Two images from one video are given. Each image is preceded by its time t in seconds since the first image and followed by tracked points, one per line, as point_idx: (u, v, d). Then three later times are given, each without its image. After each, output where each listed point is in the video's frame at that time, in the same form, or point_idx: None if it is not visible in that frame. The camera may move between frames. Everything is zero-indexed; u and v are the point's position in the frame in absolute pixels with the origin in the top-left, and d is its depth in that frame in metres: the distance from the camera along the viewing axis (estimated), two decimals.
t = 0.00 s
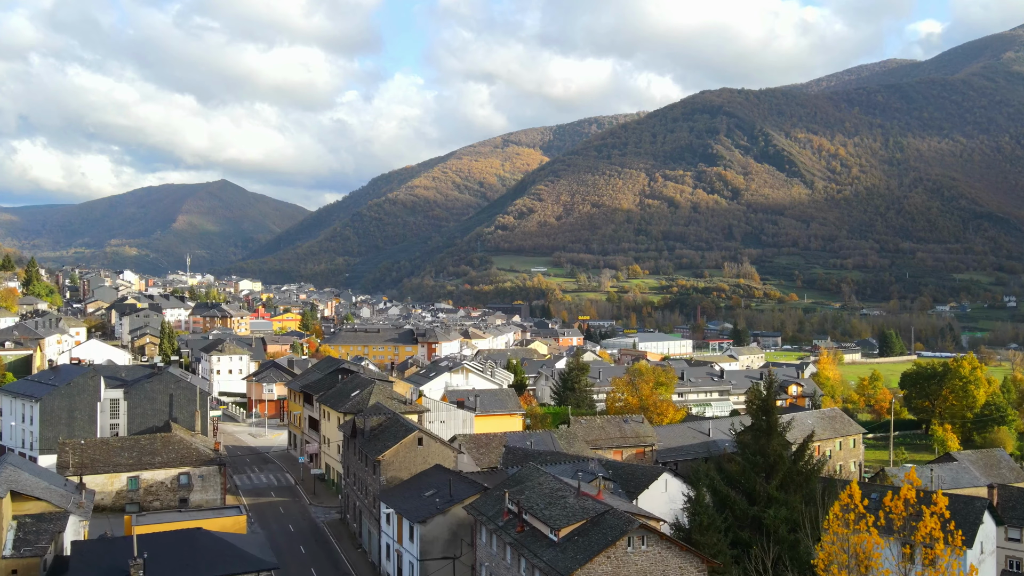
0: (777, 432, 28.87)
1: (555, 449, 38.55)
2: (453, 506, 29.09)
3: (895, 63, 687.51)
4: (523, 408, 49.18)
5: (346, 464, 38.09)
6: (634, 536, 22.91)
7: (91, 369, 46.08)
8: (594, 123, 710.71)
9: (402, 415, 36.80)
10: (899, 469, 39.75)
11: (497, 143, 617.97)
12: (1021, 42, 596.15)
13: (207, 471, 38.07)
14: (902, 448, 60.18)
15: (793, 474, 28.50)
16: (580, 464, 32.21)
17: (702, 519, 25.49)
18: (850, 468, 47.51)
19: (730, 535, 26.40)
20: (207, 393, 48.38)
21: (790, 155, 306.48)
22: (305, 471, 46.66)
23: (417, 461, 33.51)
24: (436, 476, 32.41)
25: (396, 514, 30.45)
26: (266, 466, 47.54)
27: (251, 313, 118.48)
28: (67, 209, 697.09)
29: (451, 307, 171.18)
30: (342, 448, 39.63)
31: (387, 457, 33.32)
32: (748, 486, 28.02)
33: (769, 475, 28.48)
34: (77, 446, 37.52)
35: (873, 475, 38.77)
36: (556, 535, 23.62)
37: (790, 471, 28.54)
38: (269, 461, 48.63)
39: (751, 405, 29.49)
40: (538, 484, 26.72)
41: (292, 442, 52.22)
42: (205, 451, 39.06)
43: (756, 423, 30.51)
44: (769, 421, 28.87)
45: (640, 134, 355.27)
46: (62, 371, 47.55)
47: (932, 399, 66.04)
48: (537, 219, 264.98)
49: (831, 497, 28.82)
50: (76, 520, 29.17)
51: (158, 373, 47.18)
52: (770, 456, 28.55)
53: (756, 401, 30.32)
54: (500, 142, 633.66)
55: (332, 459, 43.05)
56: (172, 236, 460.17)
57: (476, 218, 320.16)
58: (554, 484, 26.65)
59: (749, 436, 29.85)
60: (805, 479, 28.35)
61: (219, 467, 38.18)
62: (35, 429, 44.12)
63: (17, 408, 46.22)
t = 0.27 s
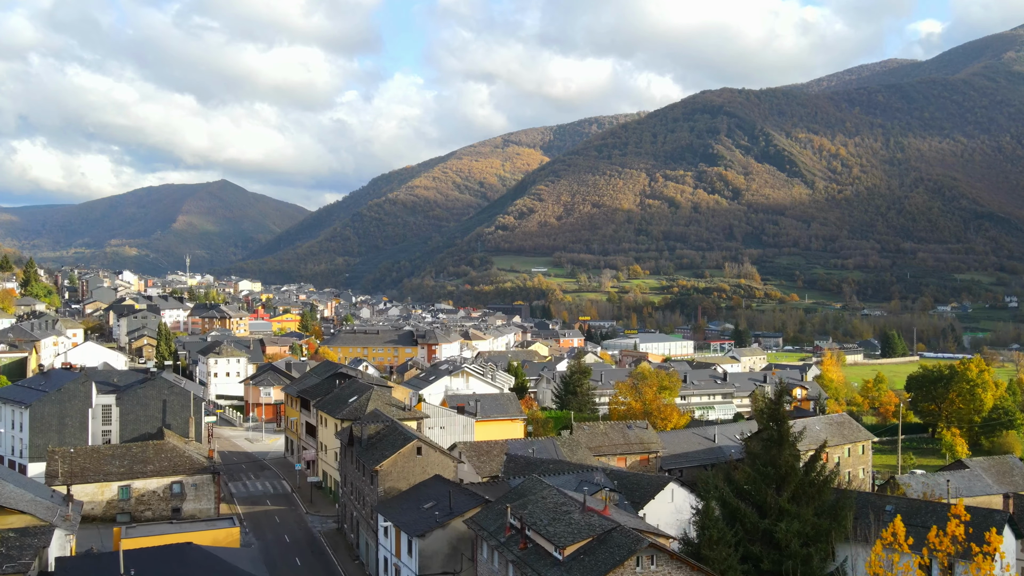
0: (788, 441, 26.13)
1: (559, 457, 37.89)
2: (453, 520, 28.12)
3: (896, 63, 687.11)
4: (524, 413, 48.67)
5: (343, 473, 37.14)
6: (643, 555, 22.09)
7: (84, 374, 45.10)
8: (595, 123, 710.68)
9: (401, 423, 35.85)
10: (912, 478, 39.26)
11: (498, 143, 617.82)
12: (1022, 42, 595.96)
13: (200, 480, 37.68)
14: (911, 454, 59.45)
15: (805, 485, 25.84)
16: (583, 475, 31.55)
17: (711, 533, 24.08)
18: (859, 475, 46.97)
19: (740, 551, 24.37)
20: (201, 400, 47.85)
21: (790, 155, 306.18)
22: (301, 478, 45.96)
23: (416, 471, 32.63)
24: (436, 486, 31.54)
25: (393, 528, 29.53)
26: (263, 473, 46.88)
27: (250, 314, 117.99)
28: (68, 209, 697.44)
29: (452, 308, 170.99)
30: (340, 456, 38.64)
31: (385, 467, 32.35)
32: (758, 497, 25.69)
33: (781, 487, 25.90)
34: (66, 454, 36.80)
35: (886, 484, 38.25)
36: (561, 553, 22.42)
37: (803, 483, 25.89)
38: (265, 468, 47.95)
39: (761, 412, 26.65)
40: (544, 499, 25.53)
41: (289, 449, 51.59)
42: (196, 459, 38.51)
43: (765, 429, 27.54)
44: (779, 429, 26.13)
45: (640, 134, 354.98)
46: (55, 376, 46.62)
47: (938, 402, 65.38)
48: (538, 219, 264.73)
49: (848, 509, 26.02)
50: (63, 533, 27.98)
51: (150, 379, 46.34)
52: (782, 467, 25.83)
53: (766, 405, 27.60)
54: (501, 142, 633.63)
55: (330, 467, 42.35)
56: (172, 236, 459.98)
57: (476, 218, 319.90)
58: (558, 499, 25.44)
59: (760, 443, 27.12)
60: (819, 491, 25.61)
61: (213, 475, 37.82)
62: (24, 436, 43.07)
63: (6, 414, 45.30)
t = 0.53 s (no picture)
0: (800, 453, 25.25)
1: (560, 466, 37.29)
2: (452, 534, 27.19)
3: (896, 62, 686.50)
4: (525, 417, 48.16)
5: (340, 482, 36.47)
6: None
7: (73, 381, 44.40)
8: (595, 123, 710.00)
9: (400, 431, 35.17)
10: (925, 487, 38.81)
11: (498, 143, 617.43)
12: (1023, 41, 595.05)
13: (194, 488, 37.29)
14: (919, 458, 58.92)
15: (818, 498, 24.97)
16: (588, 484, 30.95)
17: (721, 548, 23.32)
18: (869, 482, 46.47)
19: (750, 565, 23.75)
20: (193, 405, 47.08)
21: (791, 155, 305.86)
22: (298, 484, 45.52)
23: (415, 482, 31.97)
24: (435, 496, 30.85)
25: (392, 543, 28.81)
26: (259, 479, 46.43)
27: (249, 315, 117.63)
28: (68, 209, 696.75)
29: (451, 308, 170.75)
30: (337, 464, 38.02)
31: (383, 478, 31.54)
32: (769, 510, 24.84)
33: (793, 499, 25.06)
34: (56, 463, 36.32)
35: (898, 493, 37.84)
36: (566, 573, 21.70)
37: (815, 496, 24.98)
38: (261, 475, 47.50)
39: (773, 423, 25.96)
40: (548, 515, 24.84)
41: (285, 452, 51.16)
42: (189, 466, 38.10)
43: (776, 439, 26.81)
44: (792, 440, 25.26)
45: (641, 134, 354.54)
46: (44, 382, 45.81)
47: (944, 405, 64.91)
48: (538, 219, 264.52)
49: (863, 521, 25.20)
50: (48, 547, 27.35)
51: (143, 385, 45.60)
52: (794, 479, 24.98)
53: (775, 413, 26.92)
54: (501, 142, 633.15)
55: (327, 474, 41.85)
56: (172, 236, 459.54)
57: (476, 218, 319.70)
58: (562, 514, 24.82)
59: (772, 454, 26.21)
60: (832, 504, 24.73)
61: (206, 484, 37.40)
62: (13, 443, 42.36)
63: None
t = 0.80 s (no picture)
0: (813, 465, 23.72)
1: (563, 476, 36.51)
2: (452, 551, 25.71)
3: (897, 62, 685.65)
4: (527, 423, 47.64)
5: (336, 492, 35.42)
6: None
7: (63, 387, 42.98)
8: (595, 123, 709.29)
9: (397, 440, 34.08)
10: (938, 496, 38.25)
11: (498, 142, 616.61)
12: None
13: (186, 499, 36.12)
14: (927, 463, 58.27)
15: (832, 513, 23.45)
16: (591, 498, 30.06)
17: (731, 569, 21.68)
18: (877, 490, 46.25)
19: None
20: (186, 413, 46.02)
21: (791, 155, 305.21)
22: (294, 494, 44.67)
23: (413, 494, 30.76)
24: (433, 508, 29.72)
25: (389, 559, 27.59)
26: (255, 489, 45.57)
27: (248, 316, 117.31)
28: (68, 209, 695.58)
29: (451, 309, 170.22)
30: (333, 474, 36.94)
31: (379, 490, 30.31)
32: (780, 524, 23.45)
33: (805, 514, 23.48)
34: (42, 472, 35.20)
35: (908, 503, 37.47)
36: None
37: (829, 510, 23.48)
38: (256, 484, 46.66)
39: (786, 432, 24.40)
40: (554, 532, 23.77)
41: (280, 460, 50.35)
42: (181, 475, 37.07)
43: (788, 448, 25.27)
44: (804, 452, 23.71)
45: (641, 133, 353.85)
46: (32, 390, 43.85)
47: (951, 408, 64.34)
48: (538, 219, 263.86)
49: (880, 536, 23.72)
50: (32, 563, 26.40)
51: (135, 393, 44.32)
52: (806, 492, 23.45)
53: (787, 420, 25.32)
54: (501, 142, 632.60)
55: (323, 483, 40.96)
56: (171, 235, 458.79)
57: (476, 218, 319.10)
58: (566, 532, 23.60)
59: (784, 466, 24.73)
60: (846, 519, 23.24)
61: (199, 495, 36.30)
62: None
63: None
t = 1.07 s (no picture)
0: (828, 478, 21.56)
1: (566, 486, 35.94)
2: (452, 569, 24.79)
3: (897, 62, 685.87)
4: (527, 429, 47.17)
5: (333, 503, 34.74)
6: None
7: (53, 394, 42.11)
8: (595, 123, 709.52)
9: (395, 450, 33.47)
10: (953, 507, 37.41)
11: (499, 143, 616.79)
12: None
13: (178, 510, 34.71)
14: (936, 468, 57.77)
15: (847, 529, 21.15)
16: (597, 511, 29.13)
17: None
18: (887, 499, 45.56)
19: None
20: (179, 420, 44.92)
21: (792, 155, 305.09)
22: (291, 502, 44.17)
23: (411, 507, 30.15)
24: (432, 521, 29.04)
25: None
26: (252, 498, 45.05)
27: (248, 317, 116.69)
28: (68, 209, 695.52)
29: (451, 309, 169.93)
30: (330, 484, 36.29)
31: (377, 503, 29.58)
32: (792, 541, 21.25)
33: (820, 530, 21.29)
34: (30, 483, 33.60)
35: (923, 513, 36.61)
36: None
37: (845, 526, 21.19)
38: (252, 492, 46.22)
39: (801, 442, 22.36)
40: (561, 556, 22.39)
41: (277, 467, 49.88)
42: (174, 486, 35.74)
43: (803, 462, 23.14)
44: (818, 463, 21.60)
45: (642, 134, 353.83)
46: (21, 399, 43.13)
47: (958, 412, 63.86)
48: (538, 220, 263.66)
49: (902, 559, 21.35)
50: None
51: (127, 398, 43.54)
52: (820, 507, 21.27)
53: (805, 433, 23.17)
54: (502, 142, 632.72)
55: (320, 492, 40.44)
56: (172, 235, 458.93)
57: (477, 219, 318.94)
58: (573, 553, 22.54)
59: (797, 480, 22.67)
60: (862, 535, 20.99)
61: (190, 506, 34.92)
62: None
63: None
